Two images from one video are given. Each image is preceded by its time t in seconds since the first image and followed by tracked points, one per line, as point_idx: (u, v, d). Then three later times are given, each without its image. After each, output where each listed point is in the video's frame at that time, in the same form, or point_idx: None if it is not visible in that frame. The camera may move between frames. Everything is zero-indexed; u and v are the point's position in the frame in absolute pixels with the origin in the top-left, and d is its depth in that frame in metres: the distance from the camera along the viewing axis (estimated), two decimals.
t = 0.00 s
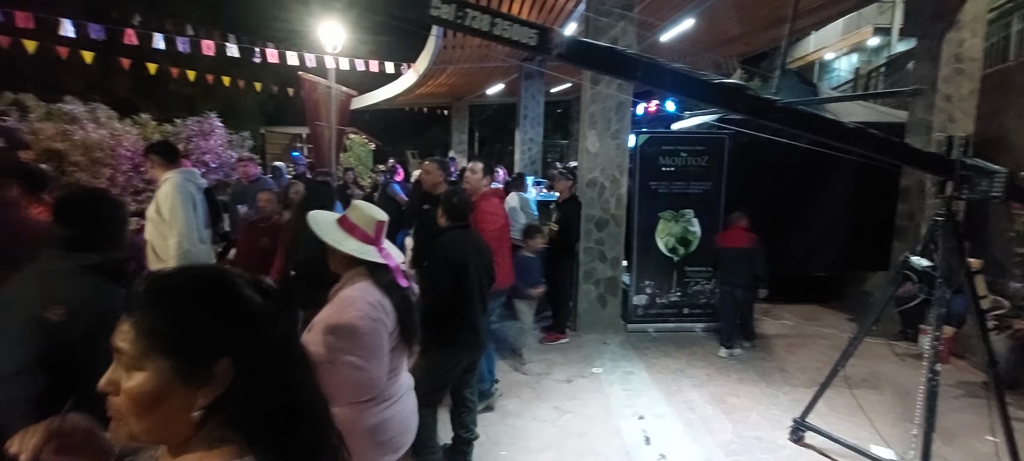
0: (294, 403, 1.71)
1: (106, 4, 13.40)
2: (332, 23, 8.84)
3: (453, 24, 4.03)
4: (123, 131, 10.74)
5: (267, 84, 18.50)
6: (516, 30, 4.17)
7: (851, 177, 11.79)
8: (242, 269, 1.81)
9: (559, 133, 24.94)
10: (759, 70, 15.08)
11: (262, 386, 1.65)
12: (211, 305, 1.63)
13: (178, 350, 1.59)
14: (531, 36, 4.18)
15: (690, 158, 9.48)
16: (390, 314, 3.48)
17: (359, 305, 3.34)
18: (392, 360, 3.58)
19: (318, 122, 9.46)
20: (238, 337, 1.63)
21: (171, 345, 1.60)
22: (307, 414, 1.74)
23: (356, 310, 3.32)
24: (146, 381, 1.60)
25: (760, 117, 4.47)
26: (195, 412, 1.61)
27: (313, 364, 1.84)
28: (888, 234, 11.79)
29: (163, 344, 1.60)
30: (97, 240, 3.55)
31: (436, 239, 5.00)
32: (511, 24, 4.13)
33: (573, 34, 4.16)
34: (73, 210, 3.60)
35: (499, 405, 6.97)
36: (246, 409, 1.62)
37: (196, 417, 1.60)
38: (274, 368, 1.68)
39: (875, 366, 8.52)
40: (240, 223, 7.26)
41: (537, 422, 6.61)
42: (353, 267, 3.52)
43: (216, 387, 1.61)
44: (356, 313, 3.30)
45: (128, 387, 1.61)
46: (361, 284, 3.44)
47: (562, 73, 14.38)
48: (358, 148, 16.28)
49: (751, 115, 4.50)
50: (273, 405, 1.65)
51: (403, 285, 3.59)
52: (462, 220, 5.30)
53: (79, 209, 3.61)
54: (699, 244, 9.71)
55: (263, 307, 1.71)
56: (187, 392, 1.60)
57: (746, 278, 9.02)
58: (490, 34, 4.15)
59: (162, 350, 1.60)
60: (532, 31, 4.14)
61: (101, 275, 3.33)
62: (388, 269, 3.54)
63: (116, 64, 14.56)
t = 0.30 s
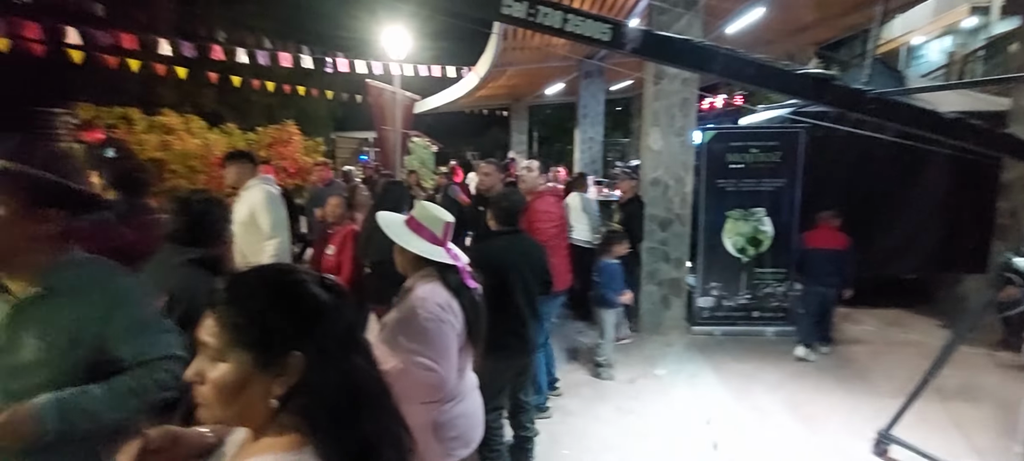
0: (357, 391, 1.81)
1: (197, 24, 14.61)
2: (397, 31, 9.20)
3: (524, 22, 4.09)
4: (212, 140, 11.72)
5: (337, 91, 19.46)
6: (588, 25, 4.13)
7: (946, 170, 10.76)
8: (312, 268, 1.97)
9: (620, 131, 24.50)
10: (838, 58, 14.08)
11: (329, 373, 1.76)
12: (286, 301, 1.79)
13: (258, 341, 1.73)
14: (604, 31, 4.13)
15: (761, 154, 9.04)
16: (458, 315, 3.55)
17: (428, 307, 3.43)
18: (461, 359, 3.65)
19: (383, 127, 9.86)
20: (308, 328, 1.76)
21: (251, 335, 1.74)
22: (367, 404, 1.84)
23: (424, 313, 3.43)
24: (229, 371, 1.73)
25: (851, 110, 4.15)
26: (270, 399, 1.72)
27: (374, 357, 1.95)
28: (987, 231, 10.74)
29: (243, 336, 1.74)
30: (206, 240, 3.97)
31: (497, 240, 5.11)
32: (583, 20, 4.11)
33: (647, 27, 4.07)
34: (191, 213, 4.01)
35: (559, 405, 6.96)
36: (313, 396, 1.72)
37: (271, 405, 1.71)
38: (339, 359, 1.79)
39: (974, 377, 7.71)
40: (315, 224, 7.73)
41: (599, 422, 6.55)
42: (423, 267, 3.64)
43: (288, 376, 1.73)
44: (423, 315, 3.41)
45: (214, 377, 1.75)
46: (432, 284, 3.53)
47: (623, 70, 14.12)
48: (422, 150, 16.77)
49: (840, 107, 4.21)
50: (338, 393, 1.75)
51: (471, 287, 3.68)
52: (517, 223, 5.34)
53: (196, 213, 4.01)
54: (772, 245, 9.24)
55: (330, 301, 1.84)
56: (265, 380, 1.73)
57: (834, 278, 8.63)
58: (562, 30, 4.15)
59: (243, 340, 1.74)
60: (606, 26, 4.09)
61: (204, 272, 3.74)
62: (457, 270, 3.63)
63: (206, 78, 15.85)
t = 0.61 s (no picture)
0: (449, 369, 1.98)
1: (292, 49, 15.95)
2: (471, 42, 9.47)
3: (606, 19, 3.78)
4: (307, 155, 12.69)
5: (415, 103, 20.33)
6: (674, 17, 3.77)
7: None
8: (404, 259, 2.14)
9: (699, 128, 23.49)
10: (951, 36, 12.60)
11: (427, 351, 1.96)
12: (384, 289, 1.97)
13: (362, 326, 1.92)
14: (691, 22, 3.75)
15: (859, 146, 8.44)
16: (536, 321, 3.57)
17: (507, 314, 3.44)
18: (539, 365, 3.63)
19: (460, 135, 10.20)
20: (404, 314, 1.95)
21: (355, 319, 1.93)
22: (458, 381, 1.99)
23: (504, 319, 3.43)
24: (346, 349, 1.94)
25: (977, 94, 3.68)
26: (379, 372, 1.94)
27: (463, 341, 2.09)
28: None
29: (349, 321, 1.94)
30: (318, 248, 3.92)
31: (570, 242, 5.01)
32: (668, 12, 3.75)
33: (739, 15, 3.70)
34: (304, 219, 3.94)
35: (640, 411, 6.81)
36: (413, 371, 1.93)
37: (380, 376, 1.94)
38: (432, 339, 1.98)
39: None
40: (399, 231, 8.13)
41: (682, 430, 6.32)
42: (500, 273, 3.74)
43: (390, 355, 1.94)
44: (503, 321, 3.42)
45: (336, 352, 1.95)
46: (511, 290, 3.58)
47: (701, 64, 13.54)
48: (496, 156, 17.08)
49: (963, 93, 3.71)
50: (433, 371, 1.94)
51: (548, 293, 3.69)
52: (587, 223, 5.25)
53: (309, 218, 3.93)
54: (875, 244, 8.53)
55: (419, 288, 2.02)
56: (373, 357, 1.94)
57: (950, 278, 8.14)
58: (645, 25, 3.82)
59: (349, 325, 1.94)
60: (693, 16, 3.71)
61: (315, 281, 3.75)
62: (535, 276, 3.70)
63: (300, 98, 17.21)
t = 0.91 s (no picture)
0: (538, 353, 2.32)
1: (369, 68, 16.92)
2: (537, 51, 9.58)
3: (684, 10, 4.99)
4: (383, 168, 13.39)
5: (483, 113, 20.77)
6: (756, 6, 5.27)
7: None
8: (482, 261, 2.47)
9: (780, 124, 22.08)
10: None
11: (519, 340, 2.31)
12: (474, 289, 2.33)
13: (460, 322, 2.30)
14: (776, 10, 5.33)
15: (966, 135, 7.69)
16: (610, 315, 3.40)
17: (584, 309, 3.29)
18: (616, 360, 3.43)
19: (527, 142, 10.35)
20: (495, 310, 2.31)
21: (455, 316, 2.31)
22: (545, 363, 2.34)
23: (581, 316, 3.26)
24: (448, 344, 2.34)
25: None
26: (477, 360, 2.30)
27: (544, 329, 2.41)
28: None
29: (449, 319, 2.32)
30: (398, 260, 3.97)
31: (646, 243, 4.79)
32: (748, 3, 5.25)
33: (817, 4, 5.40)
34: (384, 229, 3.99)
35: (719, 420, 6.54)
36: (510, 356, 2.28)
37: (478, 364, 2.30)
38: (520, 328, 2.33)
39: None
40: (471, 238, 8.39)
41: (766, 442, 5.98)
42: (573, 272, 3.63)
43: (486, 343, 2.29)
44: (580, 318, 3.24)
45: (442, 348, 2.38)
46: (585, 286, 3.44)
47: (779, 57, 12.78)
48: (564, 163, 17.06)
49: None
50: (526, 356, 2.29)
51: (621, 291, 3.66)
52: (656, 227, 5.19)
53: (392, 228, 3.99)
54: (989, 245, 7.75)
55: (500, 282, 2.38)
56: (471, 349, 2.30)
57: None
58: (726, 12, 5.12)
59: (448, 322, 2.32)
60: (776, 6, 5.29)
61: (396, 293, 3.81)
62: (608, 274, 3.63)
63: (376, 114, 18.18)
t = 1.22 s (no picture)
0: (647, 322, 2.36)
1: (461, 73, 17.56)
2: (627, 47, 9.41)
3: None
4: (474, 168, 13.86)
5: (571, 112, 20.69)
6: None
7: None
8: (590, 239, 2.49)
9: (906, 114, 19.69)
10: None
11: (632, 311, 2.35)
12: (582, 263, 2.35)
13: (574, 292, 2.31)
14: None
15: None
16: (715, 309, 3.09)
17: (687, 301, 3.01)
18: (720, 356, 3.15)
19: (616, 140, 10.18)
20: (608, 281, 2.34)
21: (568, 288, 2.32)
22: (651, 335, 2.37)
23: (687, 310, 2.99)
24: (562, 316, 2.34)
25: None
26: (588, 332, 2.31)
27: (647, 302, 2.44)
28: None
29: (560, 290, 2.32)
30: (489, 247, 4.17)
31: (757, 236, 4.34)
32: None
33: None
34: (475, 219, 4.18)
35: (827, 434, 6.03)
36: (624, 325, 2.32)
37: (589, 336, 2.31)
38: (630, 300, 2.37)
39: None
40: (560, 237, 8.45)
41: None
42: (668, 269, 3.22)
43: (596, 315, 2.31)
44: (687, 312, 2.98)
45: (552, 319, 2.39)
46: (685, 279, 3.11)
47: (905, 38, 11.43)
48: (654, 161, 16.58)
49: None
50: (637, 326, 2.34)
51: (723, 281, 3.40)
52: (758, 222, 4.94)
53: (484, 219, 4.16)
54: None
55: (607, 259, 2.39)
56: (583, 320, 2.31)
57: None
58: None
59: (561, 293, 2.33)
60: None
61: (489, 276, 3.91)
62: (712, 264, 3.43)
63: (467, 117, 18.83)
